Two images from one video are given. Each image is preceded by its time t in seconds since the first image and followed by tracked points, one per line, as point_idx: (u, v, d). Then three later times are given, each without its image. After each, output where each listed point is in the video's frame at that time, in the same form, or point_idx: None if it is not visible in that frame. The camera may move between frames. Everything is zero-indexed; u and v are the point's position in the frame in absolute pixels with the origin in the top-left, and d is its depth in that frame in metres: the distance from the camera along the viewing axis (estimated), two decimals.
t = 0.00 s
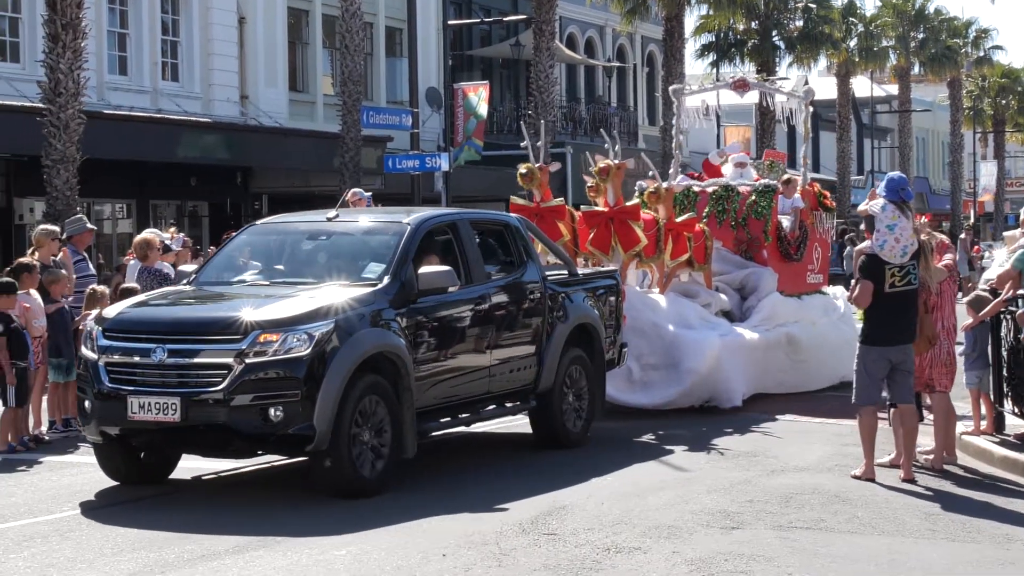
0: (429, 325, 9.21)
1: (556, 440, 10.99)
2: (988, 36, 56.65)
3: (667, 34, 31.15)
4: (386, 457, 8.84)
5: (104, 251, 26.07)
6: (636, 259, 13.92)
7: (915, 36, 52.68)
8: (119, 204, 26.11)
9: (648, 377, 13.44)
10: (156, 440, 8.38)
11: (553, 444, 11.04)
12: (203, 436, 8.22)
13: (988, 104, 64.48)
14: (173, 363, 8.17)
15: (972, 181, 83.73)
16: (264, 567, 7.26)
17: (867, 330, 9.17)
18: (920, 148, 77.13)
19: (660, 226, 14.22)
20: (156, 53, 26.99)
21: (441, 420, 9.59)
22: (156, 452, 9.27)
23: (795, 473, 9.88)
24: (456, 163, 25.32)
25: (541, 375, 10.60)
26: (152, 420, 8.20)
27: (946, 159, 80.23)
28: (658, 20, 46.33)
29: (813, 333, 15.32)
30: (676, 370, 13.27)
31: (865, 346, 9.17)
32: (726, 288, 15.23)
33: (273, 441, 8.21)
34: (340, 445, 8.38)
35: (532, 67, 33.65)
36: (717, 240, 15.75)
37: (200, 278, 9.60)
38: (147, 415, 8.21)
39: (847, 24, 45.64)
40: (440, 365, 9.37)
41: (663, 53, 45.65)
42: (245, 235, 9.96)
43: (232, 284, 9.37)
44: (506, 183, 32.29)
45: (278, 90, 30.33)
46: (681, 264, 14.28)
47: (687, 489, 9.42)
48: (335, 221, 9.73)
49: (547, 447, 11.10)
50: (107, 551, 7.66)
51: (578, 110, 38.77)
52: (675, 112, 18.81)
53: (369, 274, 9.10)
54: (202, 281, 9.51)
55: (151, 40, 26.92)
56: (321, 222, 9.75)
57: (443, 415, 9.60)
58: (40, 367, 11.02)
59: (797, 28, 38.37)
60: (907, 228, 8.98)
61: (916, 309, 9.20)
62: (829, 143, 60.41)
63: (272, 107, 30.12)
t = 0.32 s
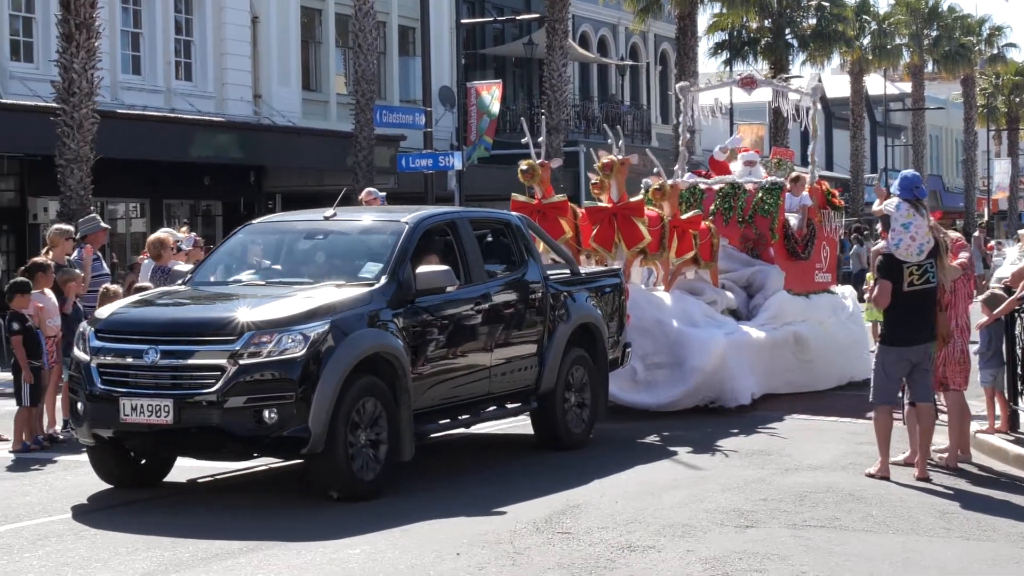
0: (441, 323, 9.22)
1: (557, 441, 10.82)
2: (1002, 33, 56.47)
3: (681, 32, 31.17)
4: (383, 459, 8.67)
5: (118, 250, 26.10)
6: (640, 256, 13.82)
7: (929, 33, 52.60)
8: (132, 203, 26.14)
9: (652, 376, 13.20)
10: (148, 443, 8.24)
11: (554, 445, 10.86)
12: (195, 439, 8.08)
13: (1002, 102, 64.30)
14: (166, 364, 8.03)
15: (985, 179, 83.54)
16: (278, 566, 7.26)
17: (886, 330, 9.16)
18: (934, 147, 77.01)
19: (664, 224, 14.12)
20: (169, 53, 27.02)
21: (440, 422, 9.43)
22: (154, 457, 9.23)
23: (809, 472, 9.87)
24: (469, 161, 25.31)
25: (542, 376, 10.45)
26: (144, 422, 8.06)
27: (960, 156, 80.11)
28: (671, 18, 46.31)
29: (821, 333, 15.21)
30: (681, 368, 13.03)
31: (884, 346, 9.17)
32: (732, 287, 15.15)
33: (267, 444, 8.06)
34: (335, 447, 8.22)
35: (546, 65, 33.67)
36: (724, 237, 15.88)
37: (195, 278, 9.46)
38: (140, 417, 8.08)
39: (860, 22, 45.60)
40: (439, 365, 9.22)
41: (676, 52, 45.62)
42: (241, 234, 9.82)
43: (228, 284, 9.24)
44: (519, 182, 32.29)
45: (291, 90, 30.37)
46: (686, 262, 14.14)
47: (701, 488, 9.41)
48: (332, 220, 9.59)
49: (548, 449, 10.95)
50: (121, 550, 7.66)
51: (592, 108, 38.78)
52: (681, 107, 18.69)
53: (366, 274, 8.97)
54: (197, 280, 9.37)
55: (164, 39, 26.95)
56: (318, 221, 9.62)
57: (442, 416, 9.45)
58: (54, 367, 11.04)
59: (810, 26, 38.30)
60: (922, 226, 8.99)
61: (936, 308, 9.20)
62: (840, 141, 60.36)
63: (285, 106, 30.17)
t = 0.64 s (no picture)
0: (449, 321, 9.13)
1: (558, 442, 10.63)
2: (1016, 32, 56.35)
3: (694, 31, 31.19)
4: (378, 463, 8.51)
5: (131, 248, 26.07)
6: (641, 255, 13.66)
7: (942, 32, 52.56)
8: (146, 202, 26.15)
9: (656, 377, 13.01)
10: (139, 446, 8.01)
11: (555, 447, 10.68)
12: (187, 441, 7.86)
13: (1015, 101, 64.21)
14: (156, 364, 7.82)
15: (998, 177, 83.42)
16: (292, 564, 7.26)
17: (904, 331, 9.17)
18: (947, 145, 76.92)
19: (667, 223, 14.07)
20: (182, 52, 27.04)
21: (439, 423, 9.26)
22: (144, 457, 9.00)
23: (822, 471, 9.87)
24: (482, 159, 25.36)
25: (542, 377, 10.27)
26: (134, 424, 7.84)
27: (973, 155, 80.03)
28: (684, 17, 46.32)
29: (827, 333, 15.14)
30: (685, 370, 12.83)
31: (902, 347, 9.17)
32: (738, 286, 15.06)
33: (259, 446, 7.86)
34: (329, 449, 8.04)
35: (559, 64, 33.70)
36: (729, 237, 15.70)
37: (189, 277, 9.28)
38: (130, 419, 7.85)
39: (872, 21, 45.60)
40: (439, 366, 9.05)
41: (689, 50, 45.63)
42: (236, 233, 9.61)
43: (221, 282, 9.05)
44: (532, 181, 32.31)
45: (304, 89, 30.43)
46: (691, 261, 14.11)
47: (714, 486, 9.41)
48: (328, 218, 9.39)
49: (550, 450, 10.76)
50: (135, 548, 7.66)
51: (604, 107, 38.79)
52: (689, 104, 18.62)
53: (361, 274, 8.77)
54: (191, 280, 9.18)
55: (177, 38, 26.96)
56: (314, 220, 9.41)
57: (440, 417, 9.27)
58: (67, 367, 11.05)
59: (823, 24, 38.26)
60: (938, 225, 8.98)
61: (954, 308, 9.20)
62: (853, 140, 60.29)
63: (298, 105, 30.22)
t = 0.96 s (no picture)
0: (453, 319, 9.11)
1: (557, 443, 10.55)
2: None
3: (705, 30, 31.19)
4: (370, 465, 8.39)
5: (142, 247, 26.06)
6: (644, 255, 13.50)
7: (953, 31, 52.54)
8: (157, 201, 26.19)
9: (658, 377, 12.94)
10: (128, 448, 7.88)
11: (554, 450, 10.61)
12: (175, 444, 7.71)
13: None
14: (145, 365, 7.68)
15: (1010, 176, 83.34)
16: (304, 562, 7.27)
17: (917, 331, 9.16)
18: (959, 145, 76.88)
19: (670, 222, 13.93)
20: (194, 51, 27.06)
21: (434, 425, 9.15)
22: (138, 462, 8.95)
23: (834, 470, 9.86)
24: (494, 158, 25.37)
25: (540, 378, 10.15)
26: (123, 426, 7.70)
27: (984, 154, 79.98)
28: (695, 16, 46.35)
29: (830, 332, 15.07)
30: (687, 370, 12.76)
31: (915, 347, 9.16)
32: (742, 286, 15.03)
33: (249, 449, 7.71)
34: (320, 453, 7.91)
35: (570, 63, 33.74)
36: (733, 236, 15.71)
37: (180, 276, 9.18)
38: (118, 421, 7.72)
39: (883, 20, 45.58)
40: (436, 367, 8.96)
41: (700, 49, 45.66)
42: (229, 231, 9.50)
43: (214, 281, 8.98)
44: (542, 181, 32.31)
45: (315, 87, 30.47)
46: (693, 261, 14.06)
47: (726, 485, 9.41)
48: (322, 216, 9.28)
49: (548, 452, 10.67)
50: (146, 546, 7.66)
51: (615, 106, 38.83)
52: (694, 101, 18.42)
53: (354, 273, 8.65)
54: (183, 280, 9.08)
55: (188, 36, 26.98)
56: (307, 218, 9.30)
57: (435, 419, 9.17)
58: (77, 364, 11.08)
59: (835, 24, 38.20)
60: (951, 225, 8.97)
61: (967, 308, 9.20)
62: (864, 138, 60.26)
63: (309, 103, 30.27)
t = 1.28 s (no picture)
0: (450, 320, 9.07)
1: (553, 445, 10.50)
2: None
3: (715, 29, 31.19)
4: (362, 468, 8.34)
5: (153, 245, 26.11)
6: (645, 254, 13.48)
7: (964, 31, 52.51)
8: (167, 199, 26.24)
9: (658, 378, 12.93)
10: (113, 451, 7.84)
11: (551, 451, 10.58)
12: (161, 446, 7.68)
13: None
14: (130, 366, 7.66)
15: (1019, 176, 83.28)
16: (315, 561, 7.27)
17: (928, 331, 9.15)
18: (969, 144, 76.85)
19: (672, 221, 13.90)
20: (204, 49, 27.06)
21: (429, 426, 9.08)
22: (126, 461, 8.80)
23: (844, 470, 9.86)
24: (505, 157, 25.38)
25: (537, 379, 10.09)
26: (109, 428, 7.67)
27: (994, 154, 79.92)
28: (706, 15, 46.37)
29: (834, 334, 15.05)
30: (688, 371, 12.75)
31: (926, 347, 9.15)
32: (744, 286, 15.01)
33: (237, 451, 7.68)
34: (310, 455, 7.87)
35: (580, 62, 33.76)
36: (736, 235, 15.67)
37: (170, 276, 9.17)
38: (104, 423, 7.69)
39: (893, 20, 45.56)
40: (431, 367, 8.93)
41: (710, 49, 45.70)
42: (221, 230, 9.48)
43: (205, 281, 8.95)
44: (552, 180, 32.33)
45: (326, 85, 30.50)
46: (694, 261, 14.00)
47: (736, 485, 9.42)
48: (315, 215, 9.25)
49: (544, 454, 10.62)
50: (155, 545, 7.69)
51: (625, 105, 38.86)
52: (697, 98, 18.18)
53: (346, 273, 8.61)
54: (173, 280, 9.06)
55: (199, 34, 26.99)
56: (299, 217, 9.27)
57: (430, 420, 9.11)
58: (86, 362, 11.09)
59: (845, 23, 38.12)
60: (963, 225, 8.97)
61: (978, 308, 9.19)
62: (875, 137, 60.21)
63: (320, 102, 30.30)
